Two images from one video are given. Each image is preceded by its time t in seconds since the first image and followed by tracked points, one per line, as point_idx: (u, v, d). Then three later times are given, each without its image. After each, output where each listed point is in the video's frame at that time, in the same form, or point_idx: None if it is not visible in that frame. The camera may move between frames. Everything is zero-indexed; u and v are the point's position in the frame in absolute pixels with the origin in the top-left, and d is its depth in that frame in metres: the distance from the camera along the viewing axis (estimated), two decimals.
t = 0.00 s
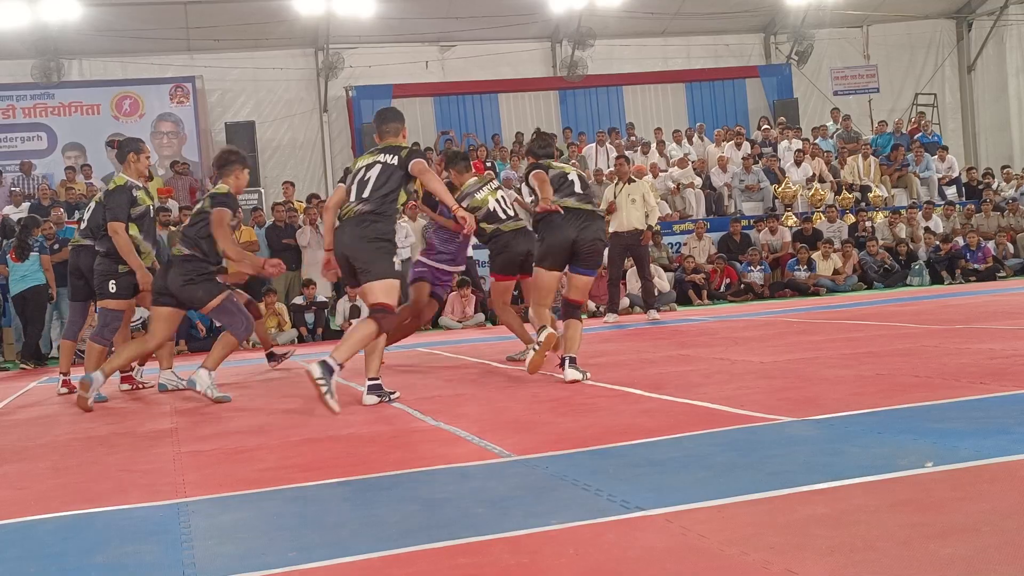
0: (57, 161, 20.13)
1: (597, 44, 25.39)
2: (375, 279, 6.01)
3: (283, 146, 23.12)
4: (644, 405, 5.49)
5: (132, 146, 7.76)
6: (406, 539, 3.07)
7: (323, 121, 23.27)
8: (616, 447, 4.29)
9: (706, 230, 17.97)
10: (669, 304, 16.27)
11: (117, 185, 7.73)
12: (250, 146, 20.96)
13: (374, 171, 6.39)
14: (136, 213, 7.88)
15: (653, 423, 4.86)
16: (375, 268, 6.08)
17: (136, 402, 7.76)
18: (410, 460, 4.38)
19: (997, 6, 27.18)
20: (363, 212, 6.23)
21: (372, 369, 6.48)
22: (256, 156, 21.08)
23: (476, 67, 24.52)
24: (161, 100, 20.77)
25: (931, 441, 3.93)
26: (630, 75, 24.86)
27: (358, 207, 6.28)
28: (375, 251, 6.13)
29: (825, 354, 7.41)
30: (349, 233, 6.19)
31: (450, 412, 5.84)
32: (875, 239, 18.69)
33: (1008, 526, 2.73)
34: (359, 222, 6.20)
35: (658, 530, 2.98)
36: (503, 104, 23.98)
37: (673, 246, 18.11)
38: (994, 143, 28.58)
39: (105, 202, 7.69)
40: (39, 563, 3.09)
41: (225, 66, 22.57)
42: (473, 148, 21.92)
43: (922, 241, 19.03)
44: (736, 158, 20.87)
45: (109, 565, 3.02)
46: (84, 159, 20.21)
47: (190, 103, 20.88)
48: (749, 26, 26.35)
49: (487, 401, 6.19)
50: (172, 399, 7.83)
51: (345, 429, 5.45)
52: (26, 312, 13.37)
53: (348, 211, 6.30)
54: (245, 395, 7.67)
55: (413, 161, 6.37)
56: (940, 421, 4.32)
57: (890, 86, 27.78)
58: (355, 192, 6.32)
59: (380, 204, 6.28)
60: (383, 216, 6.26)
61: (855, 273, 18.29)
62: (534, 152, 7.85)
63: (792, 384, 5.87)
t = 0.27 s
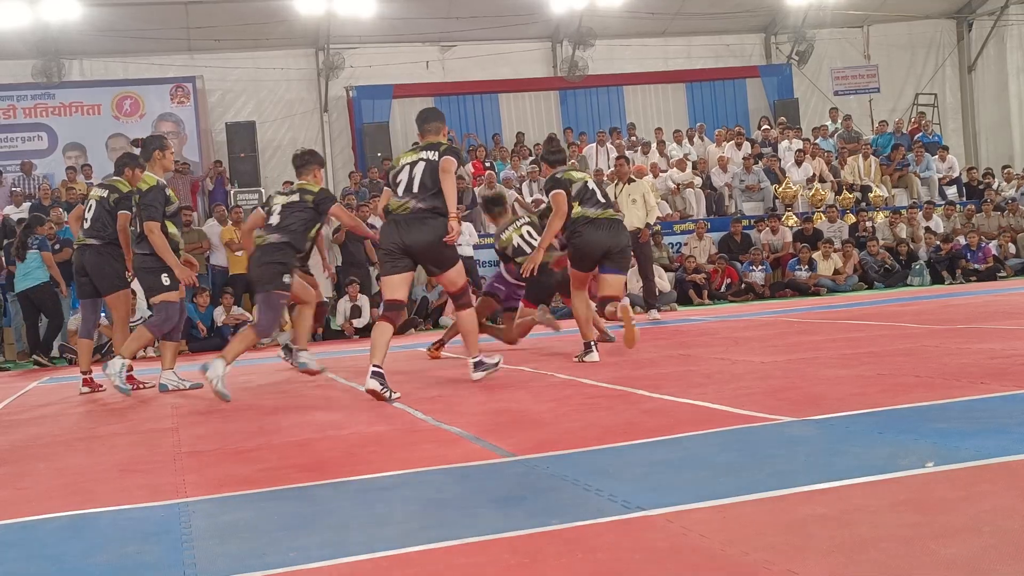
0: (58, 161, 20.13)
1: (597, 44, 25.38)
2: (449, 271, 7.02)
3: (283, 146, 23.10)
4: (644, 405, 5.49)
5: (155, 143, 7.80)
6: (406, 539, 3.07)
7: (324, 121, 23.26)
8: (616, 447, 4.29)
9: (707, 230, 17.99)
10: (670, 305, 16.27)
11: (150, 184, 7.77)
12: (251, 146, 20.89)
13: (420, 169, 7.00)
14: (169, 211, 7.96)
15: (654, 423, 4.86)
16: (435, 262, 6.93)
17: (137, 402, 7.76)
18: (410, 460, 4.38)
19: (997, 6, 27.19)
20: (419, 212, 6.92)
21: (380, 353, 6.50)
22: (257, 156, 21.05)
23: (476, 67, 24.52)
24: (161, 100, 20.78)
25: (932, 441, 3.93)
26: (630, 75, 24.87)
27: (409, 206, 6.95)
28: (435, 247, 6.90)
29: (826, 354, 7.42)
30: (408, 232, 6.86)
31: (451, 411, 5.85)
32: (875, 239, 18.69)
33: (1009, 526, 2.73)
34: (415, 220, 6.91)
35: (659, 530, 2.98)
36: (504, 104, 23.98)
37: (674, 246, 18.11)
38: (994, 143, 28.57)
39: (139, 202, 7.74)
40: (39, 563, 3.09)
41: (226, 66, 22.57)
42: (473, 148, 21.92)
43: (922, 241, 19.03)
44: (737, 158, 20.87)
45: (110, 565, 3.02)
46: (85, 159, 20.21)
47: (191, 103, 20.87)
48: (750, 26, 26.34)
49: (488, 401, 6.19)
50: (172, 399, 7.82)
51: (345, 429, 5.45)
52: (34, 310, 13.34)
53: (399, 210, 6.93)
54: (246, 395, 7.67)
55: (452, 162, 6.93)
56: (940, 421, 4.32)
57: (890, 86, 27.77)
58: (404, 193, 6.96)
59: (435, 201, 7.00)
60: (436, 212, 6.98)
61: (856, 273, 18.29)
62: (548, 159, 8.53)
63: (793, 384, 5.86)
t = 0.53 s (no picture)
0: (59, 161, 20.15)
1: (598, 44, 25.38)
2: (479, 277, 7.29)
3: (284, 146, 23.09)
4: (644, 405, 5.49)
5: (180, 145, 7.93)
6: (407, 540, 3.07)
7: (325, 121, 23.26)
8: (617, 448, 4.29)
9: (707, 230, 18.04)
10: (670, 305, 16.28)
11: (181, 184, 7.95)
12: (251, 146, 20.89)
13: (452, 185, 7.33)
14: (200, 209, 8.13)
15: (654, 423, 4.86)
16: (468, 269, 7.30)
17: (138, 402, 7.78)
18: (411, 460, 4.38)
19: (998, 6, 27.18)
20: (450, 222, 7.25)
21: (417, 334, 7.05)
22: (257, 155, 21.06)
23: (476, 67, 24.52)
24: (161, 100, 20.78)
25: (932, 441, 3.93)
26: (631, 75, 24.88)
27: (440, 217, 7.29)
28: (464, 255, 7.25)
29: (827, 354, 7.42)
30: (439, 242, 7.26)
31: (452, 412, 5.86)
32: (876, 239, 18.71)
33: (1009, 526, 2.73)
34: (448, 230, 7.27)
35: (659, 529, 2.98)
36: (504, 104, 23.98)
37: (674, 247, 18.13)
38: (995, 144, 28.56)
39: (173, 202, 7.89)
40: (40, 564, 3.10)
41: (227, 66, 22.57)
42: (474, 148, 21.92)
43: (923, 241, 19.02)
44: (738, 158, 20.87)
45: (111, 565, 3.02)
46: (85, 159, 20.22)
47: (191, 103, 20.89)
48: (750, 26, 26.33)
49: (489, 402, 6.20)
50: (173, 399, 7.84)
51: (346, 430, 5.45)
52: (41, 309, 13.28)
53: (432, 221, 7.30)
54: (247, 395, 7.68)
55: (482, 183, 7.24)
56: (942, 422, 4.32)
57: (891, 86, 27.77)
58: (435, 205, 7.29)
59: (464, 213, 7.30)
60: (468, 223, 7.31)
61: (856, 273, 18.29)
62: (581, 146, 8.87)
63: (793, 385, 5.86)
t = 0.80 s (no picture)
0: (59, 162, 20.16)
1: (598, 44, 25.38)
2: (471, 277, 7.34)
3: (283, 146, 23.07)
4: (644, 405, 5.49)
5: (223, 152, 7.97)
6: (406, 540, 3.07)
7: (325, 121, 23.25)
8: (616, 448, 4.29)
9: (707, 230, 18.07)
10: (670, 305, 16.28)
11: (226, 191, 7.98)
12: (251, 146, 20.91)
13: (436, 185, 7.36)
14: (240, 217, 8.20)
15: (653, 423, 4.86)
16: (456, 273, 7.33)
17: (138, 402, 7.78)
18: (410, 460, 4.38)
19: (998, 6, 27.18)
20: (439, 226, 7.24)
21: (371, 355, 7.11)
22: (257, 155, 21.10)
23: (476, 67, 24.51)
24: (161, 100, 20.79)
25: (933, 441, 3.93)
26: (631, 75, 24.89)
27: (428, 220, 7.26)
28: (452, 260, 7.27)
29: (827, 354, 7.42)
30: (426, 245, 7.24)
31: (452, 412, 5.86)
32: (875, 239, 18.71)
33: (1010, 526, 2.73)
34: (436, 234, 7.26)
35: (659, 530, 2.98)
36: (504, 104, 23.99)
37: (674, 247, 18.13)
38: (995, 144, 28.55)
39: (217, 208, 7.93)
40: (39, 564, 3.09)
41: (227, 67, 22.58)
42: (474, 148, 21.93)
43: (923, 240, 19.02)
44: (738, 158, 20.88)
45: (110, 565, 3.02)
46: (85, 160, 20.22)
47: (191, 103, 20.91)
48: (750, 26, 26.32)
49: (489, 402, 6.20)
50: (173, 399, 7.84)
51: (346, 430, 5.46)
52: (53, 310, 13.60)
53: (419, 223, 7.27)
54: (247, 396, 7.68)
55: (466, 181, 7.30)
56: (942, 422, 4.31)
57: (891, 86, 27.77)
58: (421, 209, 7.27)
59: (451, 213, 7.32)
60: (457, 227, 7.32)
61: (856, 273, 18.28)
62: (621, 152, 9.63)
63: (793, 384, 5.86)
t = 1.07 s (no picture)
0: (58, 161, 20.14)
1: (598, 44, 25.38)
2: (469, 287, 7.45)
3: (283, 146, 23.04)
4: (643, 405, 5.49)
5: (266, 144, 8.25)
6: (404, 540, 3.07)
7: (324, 121, 23.23)
8: (615, 448, 4.29)
9: (707, 230, 18.03)
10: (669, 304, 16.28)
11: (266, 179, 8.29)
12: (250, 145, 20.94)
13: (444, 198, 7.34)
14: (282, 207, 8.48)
15: (652, 423, 4.86)
16: (460, 280, 7.42)
17: (137, 402, 7.77)
18: (409, 460, 4.38)
19: (997, 6, 27.20)
20: (445, 238, 7.28)
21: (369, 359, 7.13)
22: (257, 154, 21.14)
23: (476, 67, 24.51)
24: (161, 100, 20.79)
25: (932, 441, 3.92)
26: (630, 75, 24.90)
27: (433, 230, 7.29)
28: (459, 269, 7.36)
29: (827, 354, 7.42)
30: (432, 254, 7.28)
31: (451, 412, 5.86)
32: (875, 239, 18.71)
33: (1010, 527, 2.73)
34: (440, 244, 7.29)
35: (658, 530, 2.98)
36: (504, 104, 23.99)
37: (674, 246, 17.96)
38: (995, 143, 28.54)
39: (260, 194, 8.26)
40: (36, 564, 3.09)
41: (226, 66, 22.57)
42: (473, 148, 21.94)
43: (922, 240, 19.03)
44: (737, 158, 20.91)
45: (108, 566, 3.02)
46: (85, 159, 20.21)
47: (190, 103, 20.89)
48: (750, 26, 26.31)
49: (488, 401, 6.20)
50: (172, 399, 7.84)
51: (344, 430, 5.45)
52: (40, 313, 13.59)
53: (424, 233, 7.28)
54: (246, 395, 7.68)
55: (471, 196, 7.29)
56: (942, 422, 4.31)
57: (890, 85, 27.77)
58: (427, 220, 7.28)
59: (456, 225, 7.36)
60: (461, 237, 7.37)
61: (856, 272, 18.28)
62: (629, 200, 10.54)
63: (793, 384, 5.86)
